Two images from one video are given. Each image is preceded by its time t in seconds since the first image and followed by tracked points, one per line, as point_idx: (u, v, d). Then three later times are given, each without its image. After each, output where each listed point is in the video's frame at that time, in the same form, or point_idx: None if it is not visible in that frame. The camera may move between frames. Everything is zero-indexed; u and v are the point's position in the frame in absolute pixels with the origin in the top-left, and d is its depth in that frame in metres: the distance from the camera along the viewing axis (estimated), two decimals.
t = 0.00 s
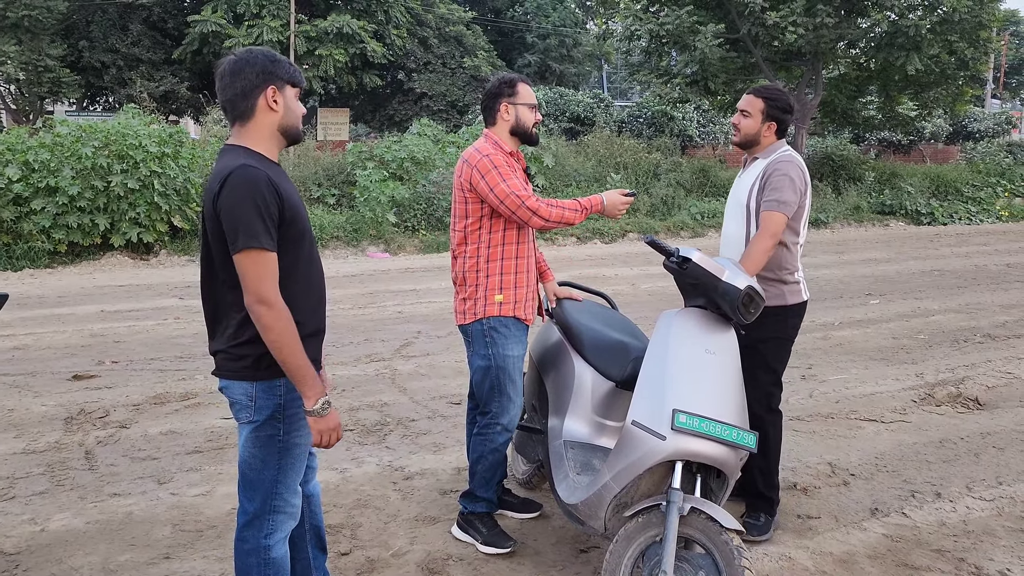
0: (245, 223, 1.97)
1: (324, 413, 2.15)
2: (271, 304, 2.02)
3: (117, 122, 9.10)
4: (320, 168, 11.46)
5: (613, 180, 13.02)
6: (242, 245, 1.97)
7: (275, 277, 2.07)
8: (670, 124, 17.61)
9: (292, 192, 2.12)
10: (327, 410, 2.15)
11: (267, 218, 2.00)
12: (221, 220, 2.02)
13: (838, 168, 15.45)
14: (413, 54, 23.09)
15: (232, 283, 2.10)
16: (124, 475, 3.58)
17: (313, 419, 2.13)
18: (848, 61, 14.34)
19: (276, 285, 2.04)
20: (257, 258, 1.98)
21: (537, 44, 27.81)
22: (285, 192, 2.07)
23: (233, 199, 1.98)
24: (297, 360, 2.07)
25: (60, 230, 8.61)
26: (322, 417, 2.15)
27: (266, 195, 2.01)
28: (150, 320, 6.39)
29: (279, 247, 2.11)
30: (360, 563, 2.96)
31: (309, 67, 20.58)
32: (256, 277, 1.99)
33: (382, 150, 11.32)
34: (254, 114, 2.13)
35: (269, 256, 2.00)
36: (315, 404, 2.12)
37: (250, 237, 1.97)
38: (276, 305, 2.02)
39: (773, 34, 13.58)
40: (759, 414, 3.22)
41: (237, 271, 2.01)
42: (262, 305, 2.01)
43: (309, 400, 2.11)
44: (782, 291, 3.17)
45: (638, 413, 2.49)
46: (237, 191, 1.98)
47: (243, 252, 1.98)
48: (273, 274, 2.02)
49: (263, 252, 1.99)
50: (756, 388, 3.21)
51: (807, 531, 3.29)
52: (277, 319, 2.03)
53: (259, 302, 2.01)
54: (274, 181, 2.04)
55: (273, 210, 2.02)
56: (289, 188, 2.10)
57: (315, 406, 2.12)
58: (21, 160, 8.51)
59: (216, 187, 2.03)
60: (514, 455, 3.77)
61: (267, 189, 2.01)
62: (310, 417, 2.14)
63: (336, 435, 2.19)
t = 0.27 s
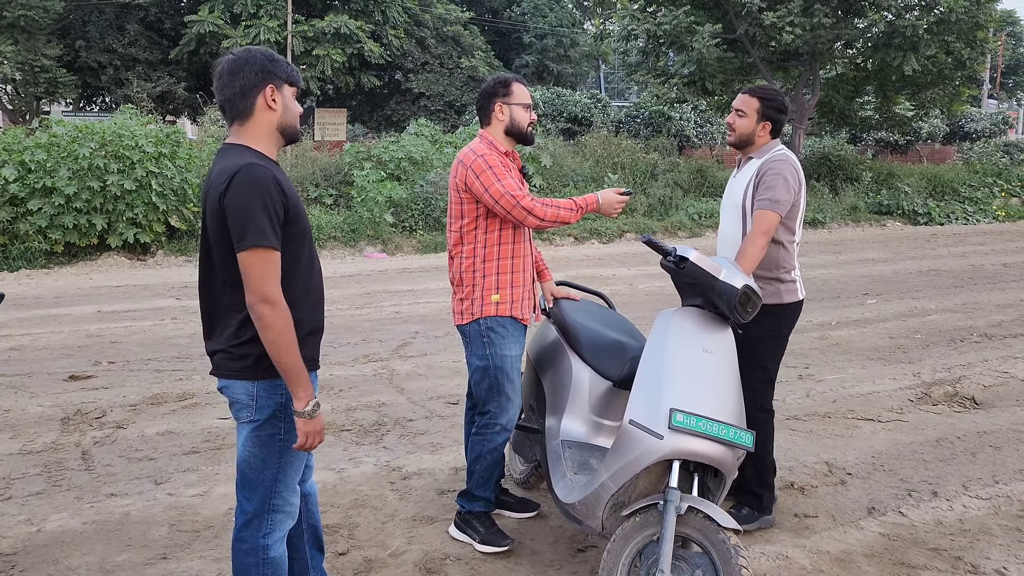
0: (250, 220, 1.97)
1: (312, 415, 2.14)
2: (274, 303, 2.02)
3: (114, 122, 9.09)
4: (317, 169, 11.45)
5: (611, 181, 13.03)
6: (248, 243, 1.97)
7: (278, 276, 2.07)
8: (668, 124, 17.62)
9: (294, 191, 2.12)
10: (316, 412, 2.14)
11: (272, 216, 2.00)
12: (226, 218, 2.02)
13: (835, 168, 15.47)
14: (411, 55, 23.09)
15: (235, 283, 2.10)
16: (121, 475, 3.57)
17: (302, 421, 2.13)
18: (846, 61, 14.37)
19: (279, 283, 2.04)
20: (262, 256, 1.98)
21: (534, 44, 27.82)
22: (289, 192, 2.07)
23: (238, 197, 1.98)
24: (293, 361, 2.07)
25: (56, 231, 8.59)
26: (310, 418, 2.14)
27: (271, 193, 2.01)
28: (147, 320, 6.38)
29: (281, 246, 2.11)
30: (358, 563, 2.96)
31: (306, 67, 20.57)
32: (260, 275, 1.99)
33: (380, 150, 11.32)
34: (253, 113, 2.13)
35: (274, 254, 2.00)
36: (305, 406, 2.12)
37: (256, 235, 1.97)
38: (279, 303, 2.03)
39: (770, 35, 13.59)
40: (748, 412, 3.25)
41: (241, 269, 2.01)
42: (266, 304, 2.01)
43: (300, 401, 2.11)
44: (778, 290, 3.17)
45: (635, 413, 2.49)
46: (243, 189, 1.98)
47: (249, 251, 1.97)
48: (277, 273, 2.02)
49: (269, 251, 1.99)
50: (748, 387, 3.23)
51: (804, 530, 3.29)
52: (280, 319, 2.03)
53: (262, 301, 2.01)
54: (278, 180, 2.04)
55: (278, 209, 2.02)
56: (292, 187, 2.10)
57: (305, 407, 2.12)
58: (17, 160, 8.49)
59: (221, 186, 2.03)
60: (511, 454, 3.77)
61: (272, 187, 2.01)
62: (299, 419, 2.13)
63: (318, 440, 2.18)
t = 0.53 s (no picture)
0: (250, 220, 1.97)
1: (307, 416, 2.14)
2: (272, 303, 2.02)
3: (112, 122, 9.08)
4: (315, 169, 11.45)
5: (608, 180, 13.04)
6: (247, 242, 1.97)
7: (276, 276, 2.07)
8: (665, 124, 17.63)
9: (292, 191, 2.12)
10: (310, 415, 2.14)
11: (271, 216, 2.00)
12: (225, 217, 2.01)
13: (833, 168, 15.49)
14: (409, 55, 23.11)
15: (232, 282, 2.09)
16: (119, 476, 3.57)
17: (295, 422, 2.13)
18: (843, 61, 14.40)
19: (277, 283, 2.04)
20: (261, 256, 1.98)
21: (532, 44, 27.83)
22: (287, 192, 2.08)
23: (237, 196, 1.97)
24: (288, 362, 2.07)
25: (54, 231, 8.58)
26: (303, 420, 2.14)
27: (270, 193, 2.01)
28: (145, 320, 6.38)
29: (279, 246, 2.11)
30: (355, 563, 2.96)
31: (304, 67, 20.57)
32: (258, 275, 1.99)
33: (377, 150, 11.32)
34: (252, 114, 2.13)
35: (272, 254, 2.00)
36: (299, 407, 2.11)
37: (256, 234, 1.97)
38: (276, 303, 2.03)
39: (767, 35, 13.59)
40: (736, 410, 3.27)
41: (239, 269, 2.01)
42: (264, 304, 2.01)
43: (294, 402, 2.10)
44: (769, 290, 3.18)
45: (633, 412, 2.49)
46: (243, 189, 1.97)
47: (247, 250, 1.97)
48: (275, 273, 2.02)
49: (267, 251, 1.99)
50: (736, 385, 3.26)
51: (802, 530, 3.30)
52: (277, 319, 2.03)
53: (260, 300, 2.01)
54: (277, 179, 2.04)
55: (276, 209, 2.02)
56: (291, 187, 2.10)
57: (299, 409, 2.12)
58: (15, 161, 8.48)
59: (219, 185, 2.02)
60: (509, 454, 3.78)
61: (272, 188, 2.01)
62: (292, 420, 2.13)
63: (311, 442, 2.18)
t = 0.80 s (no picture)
0: (245, 220, 1.97)
1: (311, 415, 2.15)
2: (269, 302, 2.02)
3: (110, 122, 9.08)
4: (314, 169, 11.45)
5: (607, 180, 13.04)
6: (243, 242, 1.97)
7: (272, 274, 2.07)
8: (664, 124, 17.64)
9: (288, 190, 2.12)
10: (314, 413, 2.15)
11: (266, 216, 2.00)
12: (220, 216, 2.01)
13: (832, 168, 15.51)
14: (407, 55, 23.10)
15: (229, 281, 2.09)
16: (117, 476, 3.57)
17: (301, 420, 2.14)
18: (842, 61, 14.41)
19: (273, 282, 2.04)
20: (257, 255, 1.98)
21: (530, 44, 27.84)
22: (282, 191, 2.07)
23: (233, 195, 1.98)
24: (287, 360, 2.07)
25: (52, 231, 8.57)
26: (309, 418, 2.15)
27: (265, 193, 2.01)
28: (143, 320, 6.37)
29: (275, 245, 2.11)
30: (354, 563, 2.96)
31: (302, 67, 20.56)
32: (254, 274, 1.99)
33: (376, 150, 11.32)
34: (247, 113, 2.13)
35: (268, 253, 2.00)
36: (303, 406, 2.12)
37: (251, 233, 1.97)
38: (273, 302, 2.03)
39: (766, 35, 13.59)
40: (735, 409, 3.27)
41: (235, 268, 2.01)
42: (260, 303, 2.01)
43: (297, 400, 2.11)
44: (766, 290, 3.18)
45: (631, 412, 2.49)
46: (238, 188, 1.98)
47: (243, 249, 1.97)
48: (271, 272, 2.02)
49: (264, 250, 1.99)
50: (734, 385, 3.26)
51: (800, 530, 3.30)
52: (274, 317, 2.03)
53: (256, 299, 2.00)
54: (272, 179, 2.04)
55: (272, 208, 2.02)
56: (286, 187, 2.10)
57: (303, 407, 2.13)
58: (13, 161, 8.48)
59: (214, 185, 2.02)
60: (508, 454, 3.78)
61: (267, 187, 2.01)
62: (297, 419, 2.14)
63: (315, 442, 2.18)
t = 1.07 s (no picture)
0: (240, 220, 1.97)
1: (303, 416, 2.14)
2: (264, 302, 2.01)
3: (110, 122, 9.08)
4: (313, 169, 11.45)
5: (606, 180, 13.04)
6: (238, 242, 1.97)
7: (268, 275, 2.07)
8: (664, 123, 17.67)
9: (285, 190, 2.12)
10: (307, 413, 2.14)
11: (262, 216, 2.00)
12: (216, 217, 2.01)
13: (831, 167, 15.52)
14: (407, 55, 23.11)
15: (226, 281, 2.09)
16: (117, 476, 3.57)
17: (292, 421, 2.13)
18: (841, 61, 14.42)
19: (269, 282, 2.04)
20: (252, 256, 1.98)
21: (530, 44, 27.85)
22: (278, 191, 2.07)
23: (228, 196, 1.98)
24: (282, 360, 2.07)
25: (52, 232, 8.57)
26: (301, 419, 2.14)
27: (261, 193, 2.01)
28: (143, 321, 6.38)
29: (272, 245, 2.11)
30: (354, 563, 2.96)
31: (302, 68, 20.57)
32: (249, 274, 1.99)
33: (376, 150, 11.32)
34: (244, 114, 2.13)
35: (263, 254, 2.00)
36: (296, 406, 2.11)
37: (247, 234, 1.97)
38: (268, 302, 2.02)
39: (766, 34, 13.58)
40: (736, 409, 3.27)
41: (231, 268, 2.01)
42: (255, 303, 2.00)
43: (290, 401, 2.10)
44: (767, 289, 3.18)
45: (630, 412, 2.49)
46: (234, 188, 1.98)
47: (239, 249, 1.97)
48: (266, 272, 2.01)
49: (259, 251, 1.99)
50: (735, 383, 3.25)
51: (800, 529, 3.30)
52: (269, 317, 2.02)
53: (251, 299, 2.00)
54: (269, 179, 2.04)
55: (267, 209, 2.02)
56: (283, 186, 2.10)
57: (295, 408, 2.12)
58: (13, 161, 8.48)
59: (211, 186, 2.03)
60: (507, 454, 3.78)
61: (263, 188, 2.01)
62: (289, 420, 2.13)
63: (308, 442, 2.18)
